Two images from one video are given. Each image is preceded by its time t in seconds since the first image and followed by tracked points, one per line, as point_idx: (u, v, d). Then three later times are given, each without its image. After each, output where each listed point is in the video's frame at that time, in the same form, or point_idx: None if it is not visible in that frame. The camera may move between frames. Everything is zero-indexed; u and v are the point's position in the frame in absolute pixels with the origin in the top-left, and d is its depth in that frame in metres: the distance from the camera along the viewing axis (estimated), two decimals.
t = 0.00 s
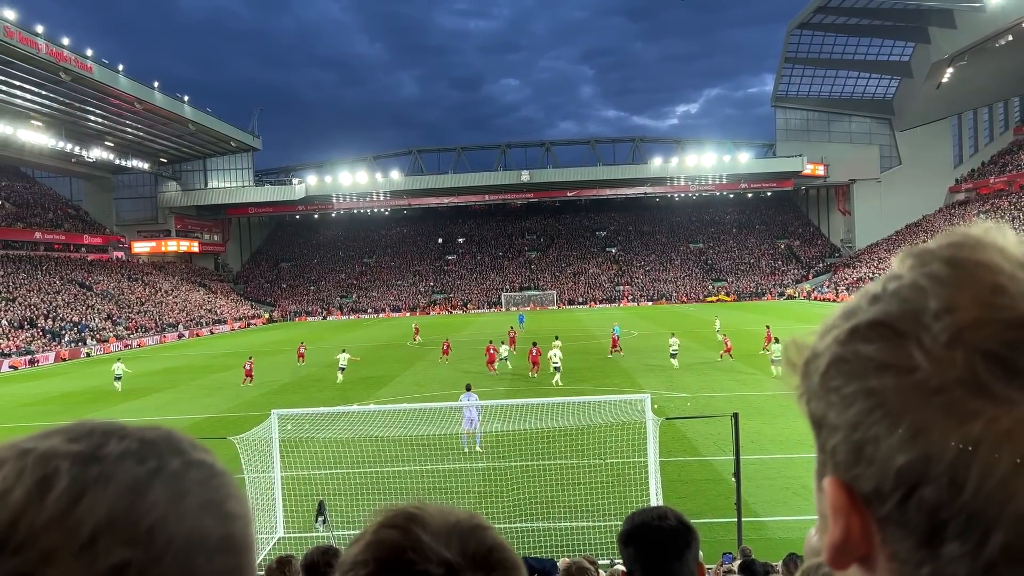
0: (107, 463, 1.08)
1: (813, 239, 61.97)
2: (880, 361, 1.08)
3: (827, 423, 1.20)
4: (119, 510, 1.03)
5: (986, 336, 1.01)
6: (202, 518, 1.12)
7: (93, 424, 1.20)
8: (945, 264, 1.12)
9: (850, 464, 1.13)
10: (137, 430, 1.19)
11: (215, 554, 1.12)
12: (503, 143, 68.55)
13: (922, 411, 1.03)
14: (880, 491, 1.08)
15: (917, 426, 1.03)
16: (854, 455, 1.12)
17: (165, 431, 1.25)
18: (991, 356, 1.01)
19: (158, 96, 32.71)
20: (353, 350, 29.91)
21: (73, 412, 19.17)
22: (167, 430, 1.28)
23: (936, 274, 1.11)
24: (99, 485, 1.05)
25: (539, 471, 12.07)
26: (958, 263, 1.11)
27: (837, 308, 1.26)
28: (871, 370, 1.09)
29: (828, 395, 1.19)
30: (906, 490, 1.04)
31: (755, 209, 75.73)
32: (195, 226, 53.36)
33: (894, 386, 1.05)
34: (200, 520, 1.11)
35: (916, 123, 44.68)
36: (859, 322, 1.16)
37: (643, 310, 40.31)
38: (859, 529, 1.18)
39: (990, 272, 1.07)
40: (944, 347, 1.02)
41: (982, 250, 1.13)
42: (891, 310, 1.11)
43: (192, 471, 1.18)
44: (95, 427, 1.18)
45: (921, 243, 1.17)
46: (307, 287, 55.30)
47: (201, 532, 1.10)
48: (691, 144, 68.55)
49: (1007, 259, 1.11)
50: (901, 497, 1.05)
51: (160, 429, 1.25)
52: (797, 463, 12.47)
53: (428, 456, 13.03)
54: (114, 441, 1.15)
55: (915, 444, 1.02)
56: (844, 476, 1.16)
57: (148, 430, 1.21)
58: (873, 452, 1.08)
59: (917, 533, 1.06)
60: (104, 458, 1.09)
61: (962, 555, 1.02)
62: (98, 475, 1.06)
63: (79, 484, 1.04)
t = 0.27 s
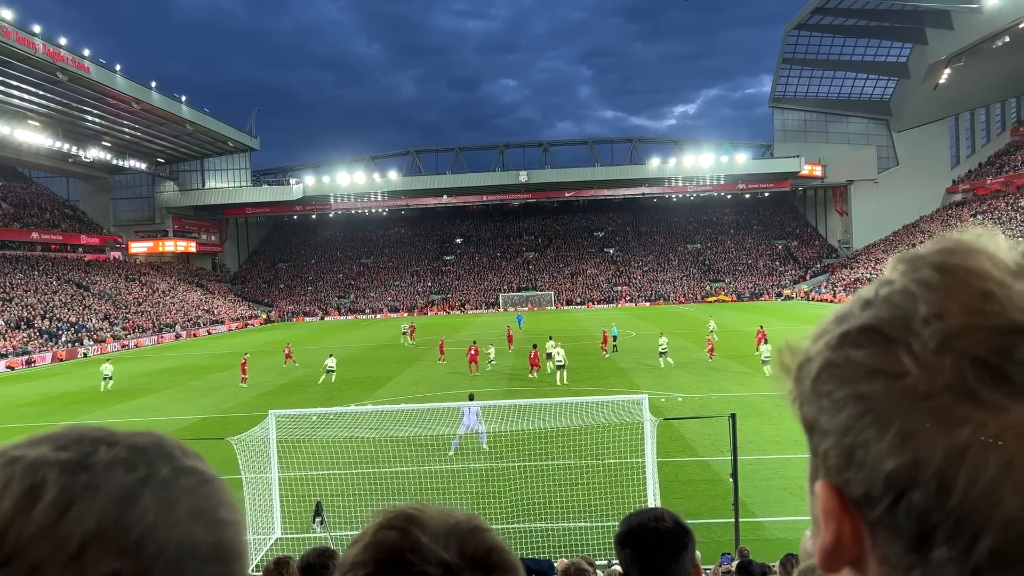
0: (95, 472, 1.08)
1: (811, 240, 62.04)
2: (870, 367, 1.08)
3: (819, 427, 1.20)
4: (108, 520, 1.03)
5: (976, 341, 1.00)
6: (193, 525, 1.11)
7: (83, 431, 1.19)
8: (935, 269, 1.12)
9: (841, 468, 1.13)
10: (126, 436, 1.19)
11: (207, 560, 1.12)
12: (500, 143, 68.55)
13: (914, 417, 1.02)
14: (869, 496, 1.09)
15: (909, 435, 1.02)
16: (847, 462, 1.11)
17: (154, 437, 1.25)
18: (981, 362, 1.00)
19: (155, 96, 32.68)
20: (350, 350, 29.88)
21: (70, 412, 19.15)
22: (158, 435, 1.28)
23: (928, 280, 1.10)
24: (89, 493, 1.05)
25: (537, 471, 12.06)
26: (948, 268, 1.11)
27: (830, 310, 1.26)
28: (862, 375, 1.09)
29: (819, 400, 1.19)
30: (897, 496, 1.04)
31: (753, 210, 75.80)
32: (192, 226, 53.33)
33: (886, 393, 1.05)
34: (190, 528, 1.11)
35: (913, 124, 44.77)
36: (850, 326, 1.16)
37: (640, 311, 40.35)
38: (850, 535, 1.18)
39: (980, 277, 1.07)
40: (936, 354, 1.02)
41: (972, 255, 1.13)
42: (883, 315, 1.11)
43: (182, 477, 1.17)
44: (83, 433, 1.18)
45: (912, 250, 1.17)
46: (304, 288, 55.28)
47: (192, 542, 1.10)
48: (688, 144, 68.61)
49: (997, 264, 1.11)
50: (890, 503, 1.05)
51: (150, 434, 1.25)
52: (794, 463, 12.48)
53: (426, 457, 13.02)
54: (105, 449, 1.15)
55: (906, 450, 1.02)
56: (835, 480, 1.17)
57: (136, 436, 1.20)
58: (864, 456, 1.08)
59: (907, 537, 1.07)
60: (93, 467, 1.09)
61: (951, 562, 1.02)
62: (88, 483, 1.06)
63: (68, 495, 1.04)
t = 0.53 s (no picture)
0: (88, 469, 1.08)
1: (806, 239, 62.14)
2: (865, 368, 1.08)
3: (813, 426, 1.20)
4: (99, 519, 1.03)
5: (971, 344, 1.00)
6: (186, 524, 1.11)
7: (75, 430, 1.18)
8: (931, 270, 1.12)
9: (833, 467, 1.13)
10: (118, 436, 1.18)
11: (199, 560, 1.11)
12: (496, 143, 68.51)
13: (907, 418, 1.03)
14: (864, 495, 1.09)
15: (901, 434, 1.03)
16: (843, 460, 1.12)
17: (148, 436, 1.24)
18: (974, 364, 1.00)
19: (150, 94, 32.59)
20: (346, 349, 29.85)
21: (64, 411, 19.08)
22: (150, 434, 1.27)
23: (921, 281, 1.10)
24: (81, 494, 1.04)
25: (532, 471, 12.07)
26: (947, 269, 1.11)
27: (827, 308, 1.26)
28: (857, 376, 1.09)
29: (812, 399, 1.19)
30: (889, 496, 1.05)
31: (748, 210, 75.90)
32: (187, 225, 53.20)
33: (882, 394, 1.05)
34: (183, 527, 1.11)
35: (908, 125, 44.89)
36: (849, 326, 1.16)
37: (636, 310, 40.37)
38: (842, 533, 1.19)
39: (976, 279, 1.07)
40: (929, 357, 1.02)
41: (971, 259, 1.12)
42: (876, 316, 1.12)
43: (174, 476, 1.18)
44: (73, 435, 1.17)
45: (906, 249, 1.18)
46: (299, 287, 55.18)
47: (184, 541, 1.09)
48: (684, 144, 68.69)
49: (998, 268, 1.10)
50: (884, 501, 1.06)
51: (142, 433, 1.24)
52: (789, 462, 12.50)
53: (422, 456, 13.02)
54: (96, 448, 1.15)
55: (898, 452, 1.02)
56: (828, 478, 1.17)
57: (131, 436, 1.20)
58: (857, 458, 1.08)
59: (899, 537, 1.07)
60: (85, 465, 1.09)
61: (948, 559, 1.02)
62: (79, 481, 1.06)
63: (60, 493, 1.04)
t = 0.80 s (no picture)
0: (83, 462, 1.08)
1: (799, 238, 62.27)
2: (857, 368, 1.09)
3: (807, 423, 1.21)
4: (94, 511, 1.02)
5: (967, 344, 1.00)
6: (180, 518, 1.11)
7: (69, 425, 1.18)
8: (926, 270, 1.12)
9: (826, 464, 1.15)
10: (113, 429, 1.18)
11: (194, 552, 1.12)
12: (490, 141, 68.45)
13: (901, 419, 1.03)
14: (855, 494, 1.11)
15: (897, 431, 1.03)
16: (835, 457, 1.13)
17: (142, 431, 1.23)
18: (968, 365, 1.00)
19: (143, 91, 32.45)
20: (339, 347, 29.80)
21: (56, 409, 19.01)
22: (145, 429, 1.27)
23: (918, 281, 1.10)
24: (76, 486, 1.04)
25: (527, 468, 12.07)
26: (943, 271, 1.11)
27: (822, 307, 1.27)
28: (851, 375, 1.09)
29: (808, 396, 1.20)
30: (880, 497, 1.06)
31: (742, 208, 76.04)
32: (180, 223, 53.01)
33: (877, 395, 1.06)
34: (179, 520, 1.11)
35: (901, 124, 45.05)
36: (845, 324, 1.16)
37: (629, 309, 40.39)
38: (835, 528, 1.20)
39: (970, 280, 1.07)
40: (923, 357, 1.02)
41: (967, 257, 1.13)
42: (872, 315, 1.12)
43: (170, 469, 1.18)
44: (68, 428, 1.17)
45: (901, 248, 1.18)
46: (293, 285, 55.06)
47: (179, 534, 1.10)
48: (678, 142, 68.77)
49: (996, 267, 1.10)
50: (875, 501, 1.07)
51: (137, 428, 1.24)
52: (782, 460, 12.54)
53: (416, 454, 13.01)
54: (92, 440, 1.15)
55: (893, 451, 1.03)
56: (822, 474, 1.18)
57: (127, 430, 1.20)
58: (850, 457, 1.09)
59: (890, 535, 1.08)
60: (81, 457, 1.09)
61: (938, 557, 1.03)
62: (74, 475, 1.06)
63: (56, 485, 1.03)
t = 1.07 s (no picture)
0: (79, 456, 1.07)
1: (789, 235, 62.52)
2: (850, 364, 1.09)
3: (799, 419, 1.22)
4: (91, 505, 1.02)
5: (956, 345, 1.01)
6: (177, 513, 1.12)
7: (65, 418, 1.17)
8: (919, 268, 1.13)
9: (817, 460, 1.16)
10: (110, 424, 1.17)
11: (191, 546, 1.13)
12: (481, 137, 68.42)
13: (891, 415, 1.04)
14: (846, 490, 1.12)
15: (884, 429, 1.04)
16: (828, 454, 1.14)
17: (139, 424, 1.23)
18: (958, 365, 1.01)
19: (132, 86, 32.28)
20: (329, 343, 29.72)
21: (44, 405, 18.91)
22: (140, 424, 1.26)
23: (909, 279, 1.11)
24: (72, 479, 1.03)
25: (518, 465, 12.08)
26: (935, 268, 1.12)
27: (814, 303, 1.28)
28: (842, 374, 1.10)
29: (800, 393, 1.20)
30: (872, 493, 1.07)
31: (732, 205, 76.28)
32: (169, 218, 52.78)
33: (866, 392, 1.07)
34: (175, 514, 1.11)
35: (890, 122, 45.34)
36: (834, 322, 1.17)
37: (620, 305, 40.50)
38: (825, 521, 1.21)
39: (959, 278, 1.08)
40: (913, 356, 1.03)
41: (957, 257, 1.13)
42: (863, 312, 1.12)
43: (165, 463, 1.18)
44: (64, 422, 1.16)
45: (893, 245, 1.19)
46: (283, 281, 54.93)
47: (175, 528, 1.10)
48: (668, 140, 68.91)
49: (986, 268, 1.11)
50: (865, 495, 1.08)
51: (133, 422, 1.23)
52: (771, 457, 12.60)
53: (408, 450, 13.00)
54: (88, 434, 1.14)
55: (881, 448, 1.04)
56: (812, 470, 1.19)
57: (124, 425, 1.19)
58: (842, 453, 1.10)
59: (880, 530, 1.10)
60: (76, 452, 1.08)
61: (926, 552, 1.04)
62: (70, 469, 1.05)
63: (53, 480, 1.03)
